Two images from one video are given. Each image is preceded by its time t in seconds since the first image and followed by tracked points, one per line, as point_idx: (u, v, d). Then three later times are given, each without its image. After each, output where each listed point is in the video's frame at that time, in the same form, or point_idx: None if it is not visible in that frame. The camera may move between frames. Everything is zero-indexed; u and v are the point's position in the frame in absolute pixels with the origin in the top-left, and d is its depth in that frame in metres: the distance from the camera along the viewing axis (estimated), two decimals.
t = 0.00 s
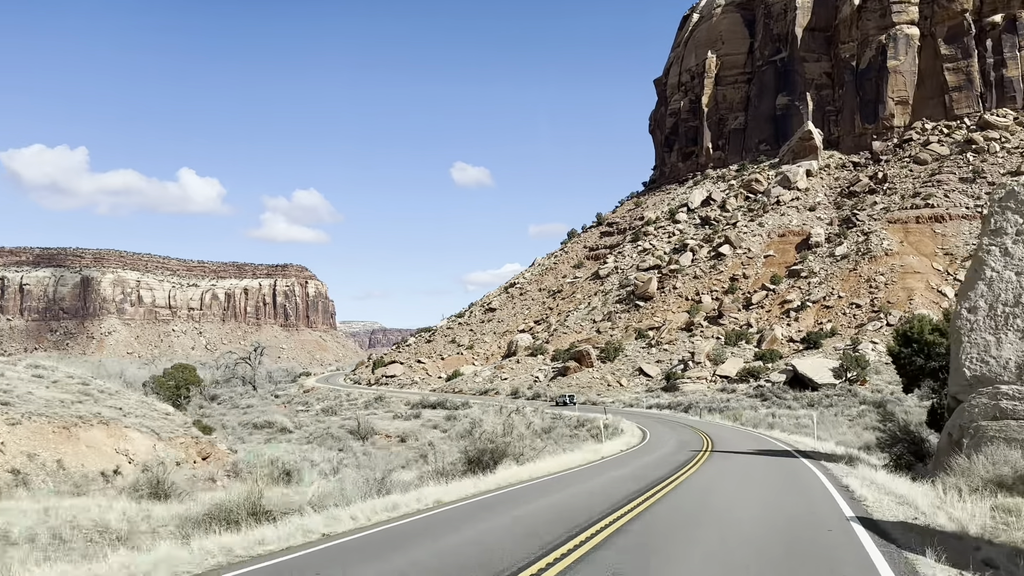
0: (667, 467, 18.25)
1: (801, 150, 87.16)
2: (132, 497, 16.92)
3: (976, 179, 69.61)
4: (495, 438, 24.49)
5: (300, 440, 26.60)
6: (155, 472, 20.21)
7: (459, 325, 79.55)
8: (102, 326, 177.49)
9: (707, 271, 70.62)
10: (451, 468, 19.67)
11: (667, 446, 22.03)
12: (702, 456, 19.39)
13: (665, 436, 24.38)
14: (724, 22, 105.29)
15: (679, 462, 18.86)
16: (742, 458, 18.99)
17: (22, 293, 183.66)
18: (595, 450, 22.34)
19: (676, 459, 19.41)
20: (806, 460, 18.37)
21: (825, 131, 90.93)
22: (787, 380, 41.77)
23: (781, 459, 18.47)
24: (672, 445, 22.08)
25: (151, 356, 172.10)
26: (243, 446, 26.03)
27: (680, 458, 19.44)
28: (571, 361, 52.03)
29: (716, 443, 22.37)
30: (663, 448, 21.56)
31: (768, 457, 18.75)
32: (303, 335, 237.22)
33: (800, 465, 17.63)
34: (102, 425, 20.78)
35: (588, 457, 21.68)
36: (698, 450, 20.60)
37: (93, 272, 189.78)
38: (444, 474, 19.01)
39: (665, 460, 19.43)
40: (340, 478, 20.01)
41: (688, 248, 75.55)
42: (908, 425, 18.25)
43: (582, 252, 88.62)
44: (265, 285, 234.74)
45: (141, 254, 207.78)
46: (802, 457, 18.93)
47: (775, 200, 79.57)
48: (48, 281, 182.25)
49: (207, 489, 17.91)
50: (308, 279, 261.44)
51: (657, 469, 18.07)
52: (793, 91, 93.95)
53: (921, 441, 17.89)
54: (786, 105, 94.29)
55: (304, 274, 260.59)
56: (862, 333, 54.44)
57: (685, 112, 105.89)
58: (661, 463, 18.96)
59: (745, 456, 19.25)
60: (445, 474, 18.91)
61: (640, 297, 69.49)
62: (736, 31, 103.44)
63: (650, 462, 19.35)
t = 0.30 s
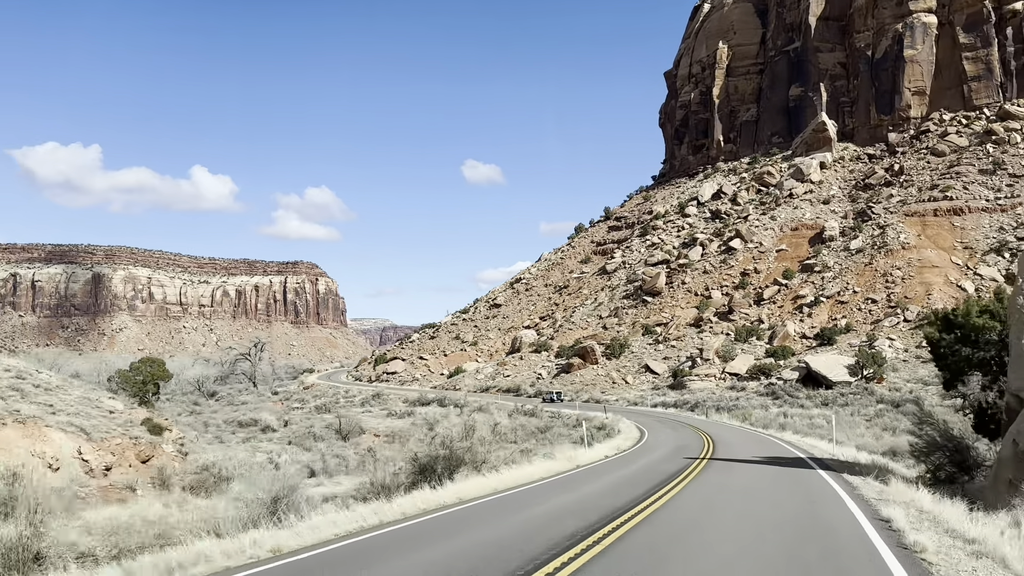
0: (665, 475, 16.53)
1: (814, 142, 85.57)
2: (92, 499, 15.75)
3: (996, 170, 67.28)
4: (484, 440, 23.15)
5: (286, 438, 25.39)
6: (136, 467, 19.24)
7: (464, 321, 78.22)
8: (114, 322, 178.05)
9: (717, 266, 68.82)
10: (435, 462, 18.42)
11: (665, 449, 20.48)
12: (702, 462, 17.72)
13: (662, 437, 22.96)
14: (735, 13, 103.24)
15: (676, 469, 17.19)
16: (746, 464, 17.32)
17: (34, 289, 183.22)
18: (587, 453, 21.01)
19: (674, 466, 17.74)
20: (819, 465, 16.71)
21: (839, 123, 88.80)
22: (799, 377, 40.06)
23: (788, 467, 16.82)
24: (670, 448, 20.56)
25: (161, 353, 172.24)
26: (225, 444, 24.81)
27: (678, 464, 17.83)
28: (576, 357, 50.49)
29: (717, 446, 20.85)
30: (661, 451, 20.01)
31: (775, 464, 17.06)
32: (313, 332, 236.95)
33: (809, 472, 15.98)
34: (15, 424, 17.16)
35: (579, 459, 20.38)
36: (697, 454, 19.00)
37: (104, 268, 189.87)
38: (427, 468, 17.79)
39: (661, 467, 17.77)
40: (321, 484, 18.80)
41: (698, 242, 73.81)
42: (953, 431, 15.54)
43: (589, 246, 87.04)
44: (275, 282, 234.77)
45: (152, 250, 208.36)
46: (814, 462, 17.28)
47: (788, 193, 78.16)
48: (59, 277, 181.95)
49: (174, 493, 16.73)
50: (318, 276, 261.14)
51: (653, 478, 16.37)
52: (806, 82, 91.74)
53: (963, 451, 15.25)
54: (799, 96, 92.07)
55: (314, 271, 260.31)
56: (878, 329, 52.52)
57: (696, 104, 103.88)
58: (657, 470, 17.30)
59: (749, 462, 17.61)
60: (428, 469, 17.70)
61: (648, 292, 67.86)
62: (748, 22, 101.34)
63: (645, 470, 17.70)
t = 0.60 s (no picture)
0: (657, 485, 14.82)
1: (830, 134, 83.27)
2: None
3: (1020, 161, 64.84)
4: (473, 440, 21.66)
5: (272, 438, 24.25)
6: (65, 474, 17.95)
7: (470, 317, 76.90)
8: (127, 318, 178.54)
9: (729, 260, 67.00)
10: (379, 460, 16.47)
11: (660, 454, 18.93)
12: (697, 473, 16.11)
13: (659, 439, 21.46)
14: (749, 3, 100.99)
15: (670, 478, 15.50)
16: (745, 473, 15.71)
17: (48, 285, 179.91)
18: (578, 454, 19.46)
19: (668, 476, 16.08)
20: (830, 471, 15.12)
21: (856, 114, 86.54)
22: (814, 374, 38.36)
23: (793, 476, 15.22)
24: (666, 452, 19.05)
25: (173, 348, 172.36)
26: (203, 443, 23.62)
27: (672, 474, 16.20)
28: (581, 353, 48.99)
29: (718, 450, 19.31)
30: (657, 458, 18.44)
31: (777, 472, 15.50)
32: (325, 328, 236.67)
33: (817, 480, 14.42)
34: None
35: (570, 461, 18.81)
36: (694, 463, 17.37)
37: (117, 264, 190.13)
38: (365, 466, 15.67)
39: (654, 476, 16.11)
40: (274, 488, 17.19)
41: (709, 236, 72.01)
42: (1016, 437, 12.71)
43: (598, 241, 85.39)
44: (287, 278, 234.62)
45: (165, 247, 208.78)
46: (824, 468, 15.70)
47: (802, 185, 76.29)
48: (73, 273, 181.93)
49: (127, 491, 15.31)
50: (330, 272, 260.92)
51: (644, 488, 14.67)
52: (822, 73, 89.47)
53: None
54: (814, 87, 89.81)
55: (326, 267, 260.02)
56: (897, 325, 50.50)
57: (708, 96, 101.72)
58: (651, 480, 15.60)
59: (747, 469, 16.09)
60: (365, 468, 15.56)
61: (657, 287, 66.22)
62: (762, 11, 99.14)
63: (635, 478, 15.99)
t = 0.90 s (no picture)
0: (655, 491, 13.87)
1: (846, 126, 81.23)
2: None
3: None
4: (460, 441, 20.16)
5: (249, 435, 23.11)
6: None
7: (476, 314, 75.79)
8: (140, 315, 179.22)
9: (741, 255, 65.35)
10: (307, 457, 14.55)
11: (658, 457, 17.98)
12: (697, 478, 15.22)
13: (657, 439, 20.38)
14: None
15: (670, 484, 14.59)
16: (749, 479, 14.85)
17: (62, 282, 180.00)
18: (568, 457, 18.07)
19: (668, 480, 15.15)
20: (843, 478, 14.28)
21: (872, 106, 84.50)
22: (829, 372, 36.83)
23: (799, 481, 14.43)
24: (664, 455, 18.09)
25: (185, 346, 172.69)
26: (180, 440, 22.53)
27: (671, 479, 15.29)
28: (587, 350, 47.60)
29: (720, 451, 18.39)
30: (655, 461, 17.48)
31: (783, 478, 14.68)
32: (337, 325, 236.41)
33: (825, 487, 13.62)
34: None
35: (559, 465, 17.45)
36: (694, 466, 16.47)
37: (131, 262, 190.82)
38: (265, 482, 12.80)
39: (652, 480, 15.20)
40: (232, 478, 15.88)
41: (721, 231, 70.42)
42: None
43: (607, 236, 83.93)
44: (300, 276, 234.71)
45: (179, 244, 209.62)
46: (835, 474, 14.87)
47: (817, 178, 74.49)
48: (87, 271, 182.33)
49: None
50: (343, 270, 260.79)
51: (640, 493, 13.73)
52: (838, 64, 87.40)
53: None
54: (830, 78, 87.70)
55: (338, 265, 259.97)
56: (916, 322, 48.65)
57: (721, 88, 99.70)
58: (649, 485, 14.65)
59: (751, 475, 15.21)
60: (263, 485, 12.69)
61: (667, 283, 64.72)
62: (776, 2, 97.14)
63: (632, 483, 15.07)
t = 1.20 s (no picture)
0: (654, 494, 13.07)
1: (865, 117, 78.83)
2: None
3: None
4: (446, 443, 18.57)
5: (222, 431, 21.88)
6: None
7: (484, 310, 74.45)
8: (155, 313, 180.31)
9: (756, 250, 63.41)
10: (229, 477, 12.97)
11: (657, 456, 17.02)
12: (699, 480, 14.35)
13: (657, 438, 19.29)
14: None
15: (669, 487, 13.76)
16: (753, 482, 14.02)
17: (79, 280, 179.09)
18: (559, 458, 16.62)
19: (669, 482, 14.31)
20: (857, 484, 13.36)
21: (893, 97, 82.13)
22: (849, 370, 34.97)
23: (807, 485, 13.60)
24: (663, 455, 17.13)
25: (200, 343, 173.08)
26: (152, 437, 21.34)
27: (671, 481, 14.44)
28: (594, 346, 46.01)
29: (723, 453, 17.43)
30: (654, 461, 16.56)
31: (790, 482, 13.85)
32: (351, 323, 235.90)
33: (836, 491, 12.81)
34: None
35: (550, 465, 16.06)
36: (696, 468, 15.59)
37: (147, 260, 191.76)
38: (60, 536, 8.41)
39: (652, 483, 14.37)
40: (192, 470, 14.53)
41: (735, 225, 68.52)
42: None
43: (619, 231, 82.20)
44: (314, 274, 234.49)
45: (194, 242, 210.56)
46: (847, 480, 13.93)
47: (836, 171, 72.25)
48: (104, 268, 183.46)
49: None
50: (357, 268, 260.43)
51: (639, 495, 12.96)
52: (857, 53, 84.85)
53: None
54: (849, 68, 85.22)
55: (353, 263, 259.69)
56: (940, 318, 46.50)
57: (736, 79, 97.33)
58: (649, 486, 13.82)
59: (756, 477, 14.37)
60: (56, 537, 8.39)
61: (679, 278, 62.91)
62: None
63: (631, 484, 14.27)
